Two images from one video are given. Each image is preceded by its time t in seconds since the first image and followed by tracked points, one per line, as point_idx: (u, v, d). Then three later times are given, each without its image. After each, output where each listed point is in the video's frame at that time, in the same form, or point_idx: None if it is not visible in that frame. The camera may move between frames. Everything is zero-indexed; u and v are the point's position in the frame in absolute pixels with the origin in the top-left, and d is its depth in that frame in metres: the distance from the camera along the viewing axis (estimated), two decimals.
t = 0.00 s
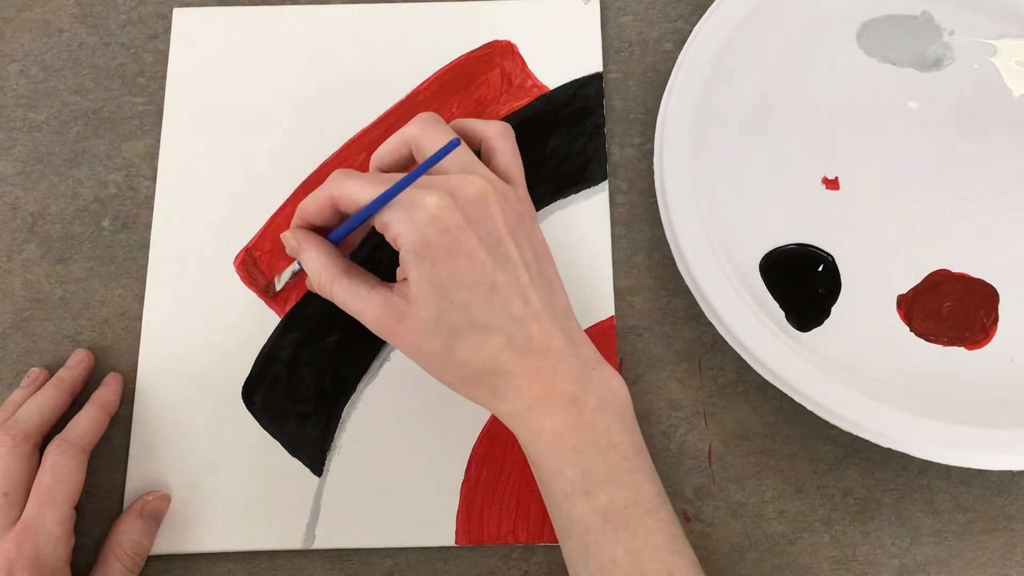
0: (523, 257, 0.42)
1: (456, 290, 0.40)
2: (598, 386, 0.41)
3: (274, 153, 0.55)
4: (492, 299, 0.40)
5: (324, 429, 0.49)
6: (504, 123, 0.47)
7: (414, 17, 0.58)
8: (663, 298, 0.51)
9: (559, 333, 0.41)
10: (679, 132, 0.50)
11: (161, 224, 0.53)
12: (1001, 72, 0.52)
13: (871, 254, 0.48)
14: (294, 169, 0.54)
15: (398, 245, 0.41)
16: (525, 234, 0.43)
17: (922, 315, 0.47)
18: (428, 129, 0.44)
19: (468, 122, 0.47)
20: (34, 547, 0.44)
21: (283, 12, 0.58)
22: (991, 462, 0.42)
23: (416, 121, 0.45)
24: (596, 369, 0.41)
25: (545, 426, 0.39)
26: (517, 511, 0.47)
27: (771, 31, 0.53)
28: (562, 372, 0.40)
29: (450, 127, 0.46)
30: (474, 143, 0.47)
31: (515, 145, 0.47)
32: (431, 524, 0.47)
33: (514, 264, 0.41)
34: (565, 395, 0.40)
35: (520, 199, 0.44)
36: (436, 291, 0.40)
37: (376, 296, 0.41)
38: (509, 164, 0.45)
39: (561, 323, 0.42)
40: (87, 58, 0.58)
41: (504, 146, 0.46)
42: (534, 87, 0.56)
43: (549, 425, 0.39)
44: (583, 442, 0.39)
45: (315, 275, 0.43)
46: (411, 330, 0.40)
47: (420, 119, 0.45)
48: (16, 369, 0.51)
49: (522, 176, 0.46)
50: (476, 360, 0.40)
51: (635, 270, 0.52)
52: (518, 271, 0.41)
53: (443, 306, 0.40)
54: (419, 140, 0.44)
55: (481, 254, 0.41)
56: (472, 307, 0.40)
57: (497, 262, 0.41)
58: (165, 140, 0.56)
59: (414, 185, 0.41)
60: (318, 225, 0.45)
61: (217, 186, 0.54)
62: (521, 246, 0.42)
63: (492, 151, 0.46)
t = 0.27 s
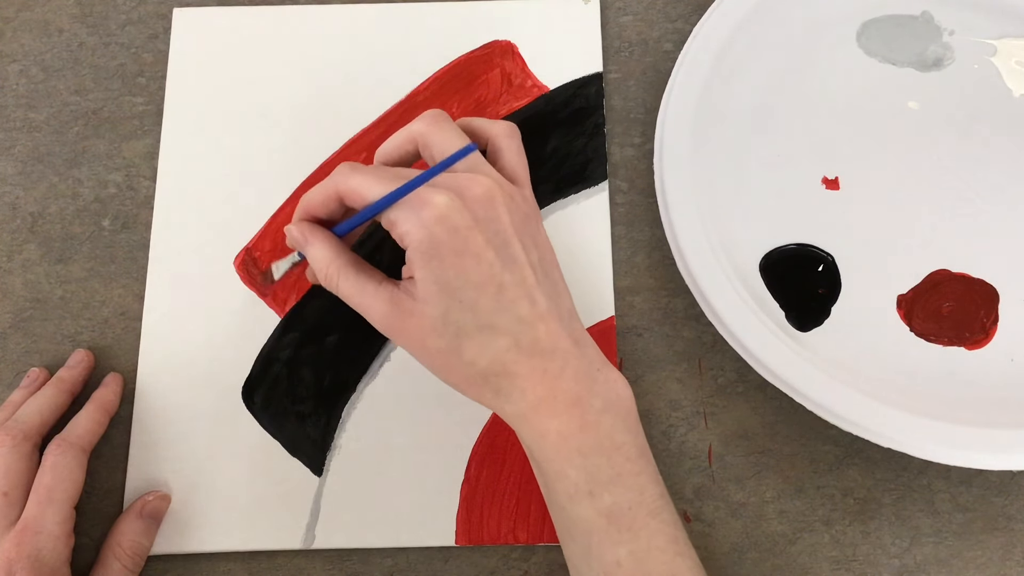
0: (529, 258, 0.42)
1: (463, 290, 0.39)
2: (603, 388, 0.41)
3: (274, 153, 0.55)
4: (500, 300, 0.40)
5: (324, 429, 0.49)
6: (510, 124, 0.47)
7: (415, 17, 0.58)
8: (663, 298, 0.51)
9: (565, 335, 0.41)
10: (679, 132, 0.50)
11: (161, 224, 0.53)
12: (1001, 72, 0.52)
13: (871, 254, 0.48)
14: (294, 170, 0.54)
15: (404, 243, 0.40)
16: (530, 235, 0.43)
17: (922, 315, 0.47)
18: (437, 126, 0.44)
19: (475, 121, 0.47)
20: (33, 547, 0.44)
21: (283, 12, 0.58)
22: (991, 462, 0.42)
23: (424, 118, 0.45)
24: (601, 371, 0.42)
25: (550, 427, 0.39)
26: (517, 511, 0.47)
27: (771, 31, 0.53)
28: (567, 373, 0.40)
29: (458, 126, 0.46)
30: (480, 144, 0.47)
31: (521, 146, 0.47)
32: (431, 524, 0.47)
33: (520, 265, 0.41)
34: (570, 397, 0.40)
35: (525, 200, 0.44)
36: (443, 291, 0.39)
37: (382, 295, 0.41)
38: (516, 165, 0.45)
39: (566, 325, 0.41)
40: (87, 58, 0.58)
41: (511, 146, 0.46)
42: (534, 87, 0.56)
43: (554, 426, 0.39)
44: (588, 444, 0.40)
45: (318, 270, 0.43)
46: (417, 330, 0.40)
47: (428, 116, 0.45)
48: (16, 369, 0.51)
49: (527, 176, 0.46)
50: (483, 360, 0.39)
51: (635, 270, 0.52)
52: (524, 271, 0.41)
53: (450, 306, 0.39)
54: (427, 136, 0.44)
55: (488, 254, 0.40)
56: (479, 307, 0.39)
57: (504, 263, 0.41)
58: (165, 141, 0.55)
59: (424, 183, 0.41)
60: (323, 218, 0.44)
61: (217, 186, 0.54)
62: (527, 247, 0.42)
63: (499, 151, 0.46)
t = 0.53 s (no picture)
0: (531, 264, 0.42)
1: (467, 297, 0.40)
2: (608, 393, 0.41)
3: (274, 153, 0.55)
4: (503, 307, 0.40)
5: (324, 429, 0.49)
6: (510, 132, 0.47)
7: (415, 17, 0.58)
8: (663, 298, 0.51)
9: (570, 340, 0.41)
10: (679, 132, 0.50)
11: (161, 224, 0.53)
12: (1001, 72, 0.52)
13: (871, 254, 0.48)
14: (294, 170, 0.54)
15: (406, 252, 0.40)
16: (532, 241, 0.43)
17: (922, 315, 0.47)
18: (437, 134, 0.44)
19: (475, 129, 0.47)
20: (33, 547, 0.44)
21: (283, 12, 0.58)
22: (991, 462, 0.42)
23: (423, 126, 0.45)
24: (606, 375, 0.41)
25: (557, 433, 0.39)
26: (517, 511, 0.47)
27: (771, 31, 0.53)
28: (573, 378, 0.40)
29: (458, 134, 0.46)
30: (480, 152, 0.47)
31: (522, 154, 0.47)
32: (431, 524, 0.47)
33: (523, 271, 0.41)
34: (577, 402, 0.40)
35: (526, 207, 0.44)
36: (447, 298, 0.39)
37: (387, 303, 0.41)
38: (516, 173, 0.45)
39: (571, 330, 0.42)
40: (87, 58, 0.58)
41: (511, 155, 0.46)
42: (534, 87, 0.56)
43: (561, 431, 0.39)
44: (594, 449, 0.39)
45: (322, 280, 0.43)
46: (423, 337, 0.40)
47: (428, 124, 0.45)
48: (16, 369, 0.51)
49: (527, 185, 0.46)
50: (489, 367, 0.40)
51: (635, 270, 0.52)
52: (527, 278, 0.41)
53: (455, 313, 0.39)
54: (427, 145, 0.44)
55: (490, 262, 0.40)
56: (483, 314, 0.40)
57: (506, 269, 0.41)
58: (165, 141, 0.55)
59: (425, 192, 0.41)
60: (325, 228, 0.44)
61: (217, 186, 0.54)
62: (528, 253, 0.42)
63: (499, 159, 0.46)
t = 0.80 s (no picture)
0: (525, 268, 0.42)
1: (462, 303, 0.40)
2: (606, 396, 0.41)
3: (274, 153, 0.55)
4: (498, 313, 0.40)
5: (324, 429, 0.49)
6: (502, 135, 0.48)
7: (415, 17, 0.58)
8: (663, 298, 0.51)
9: (566, 343, 0.41)
10: (679, 132, 0.50)
11: (161, 224, 0.53)
12: (1001, 72, 0.52)
13: (871, 254, 0.48)
14: (294, 170, 0.54)
15: (399, 260, 0.41)
16: (526, 245, 0.43)
17: (922, 315, 0.47)
18: (429, 139, 0.44)
19: (468, 133, 0.47)
20: (33, 547, 0.44)
21: (283, 12, 0.58)
22: (991, 462, 0.42)
23: (416, 132, 0.45)
24: (604, 378, 0.41)
25: (554, 436, 0.39)
26: (517, 511, 0.47)
27: (771, 31, 0.53)
28: (570, 382, 0.40)
29: (451, 138, 0.46)
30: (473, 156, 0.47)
31: (513, 158, 0.47)
32: (431, 524, 0.47)
33: (517, 275, 0.41)
34: (573, 405, 0.40)
35: (520, 211, 0.44)
36: (443, 305, 0.40)
37: (384, 310, 0.41)
38: (508, 177, 0.45)
39: (567, 333, 0.41)
40: (87, 58, 0.58)
41: (502, 159, 0.46)
42: (534, 87, 0.56)
43: (558, 435, 0.39)
44: (590, 452, 0.39)
45: (318, 288, 0.43)
46: (419, 344, 0.40)
47: (420, 129, 0.45)
48: (16, 369, 0.51)
49: (520, 188, 0.46)
50: (486, 373, 0.40)
51: (635, 270, 0.52)
52: (520, 283, 0.41)
53: (451, 319, 0.39)
54: (419, 150, 0.44)
55: (483, 268, 0.41)
56: (477, 320, 0.40)
57: (500, 275, 0.41)
58: (165, 141, 0.55)
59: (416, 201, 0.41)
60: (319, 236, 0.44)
61: (217, 186, 0.54)
62: (522, 258, 0.42)
63: (491, 164, 0.46)
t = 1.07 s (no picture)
0: (525, 269, 0.42)
1: (463, 305, 0.40)
2: (606, 397, 0.41)
3: (273, 153, 0.55)
4: (499, 314, 0.40)
5: (324, 429, 0.49)
6: (502, 137, 0.48)
7: (415, 17, 0.58)
8: (663, 298, 0.51)
9: (567, 344, 0.41)
10: (679, 132, 0.50)
11: (161, 224, 0.53)
12: (1001, 72, 0.52)
13: (871, 254, 0.48)
14: (294, 170, 0.54)
15: (400, 262, 0.41)
16: (526, 246, 0.43)
17: (922, 315, 0.47)
18: (428, 140, 0.44)
19: (468, 135, 0.47)
20: (33, 547, 0.44)
21: (283, 12, 0.58)
22: (991, 462, 0.42)
23: (415, 133, 0.45)
24: (605, 380, 0.41)
25: (554, 438, 0.39)
26: (517, 511, 0.47)
27: (771, 31, 0.53)
28: (571, 383, 0.40)
29: (450, 139, 0.46)
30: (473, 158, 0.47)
31: (513, 159, 0.47)
32: (431, 524, 0.47)
33: (517, 276, 0.41)
34: (574, 407, 0.40)
35: (520, 212, 0.44)
36: (444, 306, 0.39)
37: (385, 312, 0.41)
38: (508, 177, 0.45)
39: (568, 335, 0.41)
40: (87, 58, 0.58)
41: (502, 160, 0.46)
42: (534, 87, 0.56)
43: (558, 437, 0.39)
44: (591, 454, 0.39)
45: (320, 289, 0.43)
46: (421, 345, 0.40)
47: (420, 130, 0.45)
48: (16, 369, 0.51)
49: (520, 189, 0.46)
50: (488, 374, 0.40)
51: (635, 270, 0.52)
52: (521, 284, 0.41)
53: (452, 320, 0.39)
54: (419, 151, 0.44)
55: (484, 269, 0.41)
56: (479, 322, 0.40)
57: (500, 276, 0.41)
58: (165, 141, 0.55)
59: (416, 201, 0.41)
60: (320, 237, 0.44)
61: (216, 187, 0.54)
62: (522, 259, 0.42)
63: (491, 164, 0.46)
